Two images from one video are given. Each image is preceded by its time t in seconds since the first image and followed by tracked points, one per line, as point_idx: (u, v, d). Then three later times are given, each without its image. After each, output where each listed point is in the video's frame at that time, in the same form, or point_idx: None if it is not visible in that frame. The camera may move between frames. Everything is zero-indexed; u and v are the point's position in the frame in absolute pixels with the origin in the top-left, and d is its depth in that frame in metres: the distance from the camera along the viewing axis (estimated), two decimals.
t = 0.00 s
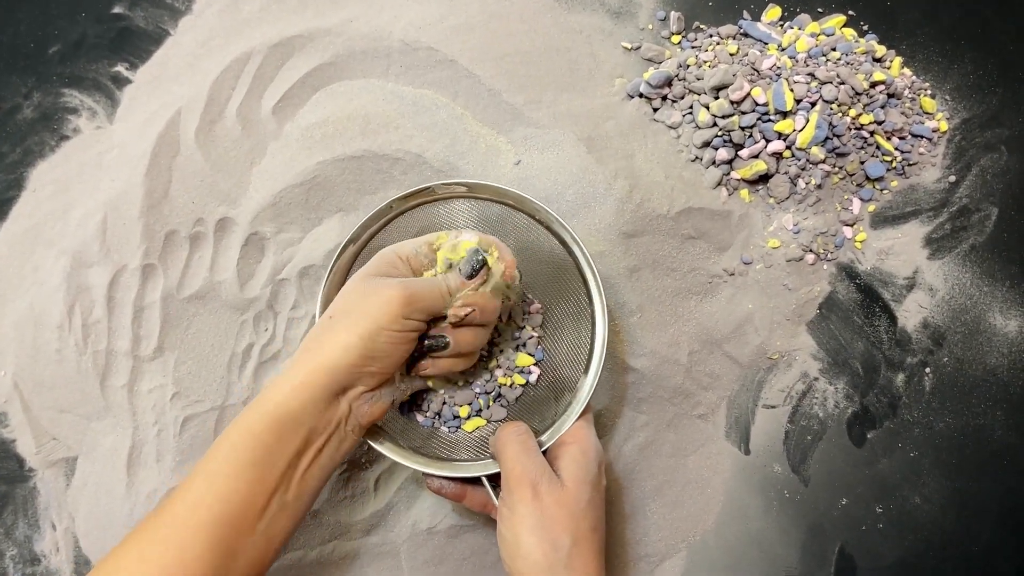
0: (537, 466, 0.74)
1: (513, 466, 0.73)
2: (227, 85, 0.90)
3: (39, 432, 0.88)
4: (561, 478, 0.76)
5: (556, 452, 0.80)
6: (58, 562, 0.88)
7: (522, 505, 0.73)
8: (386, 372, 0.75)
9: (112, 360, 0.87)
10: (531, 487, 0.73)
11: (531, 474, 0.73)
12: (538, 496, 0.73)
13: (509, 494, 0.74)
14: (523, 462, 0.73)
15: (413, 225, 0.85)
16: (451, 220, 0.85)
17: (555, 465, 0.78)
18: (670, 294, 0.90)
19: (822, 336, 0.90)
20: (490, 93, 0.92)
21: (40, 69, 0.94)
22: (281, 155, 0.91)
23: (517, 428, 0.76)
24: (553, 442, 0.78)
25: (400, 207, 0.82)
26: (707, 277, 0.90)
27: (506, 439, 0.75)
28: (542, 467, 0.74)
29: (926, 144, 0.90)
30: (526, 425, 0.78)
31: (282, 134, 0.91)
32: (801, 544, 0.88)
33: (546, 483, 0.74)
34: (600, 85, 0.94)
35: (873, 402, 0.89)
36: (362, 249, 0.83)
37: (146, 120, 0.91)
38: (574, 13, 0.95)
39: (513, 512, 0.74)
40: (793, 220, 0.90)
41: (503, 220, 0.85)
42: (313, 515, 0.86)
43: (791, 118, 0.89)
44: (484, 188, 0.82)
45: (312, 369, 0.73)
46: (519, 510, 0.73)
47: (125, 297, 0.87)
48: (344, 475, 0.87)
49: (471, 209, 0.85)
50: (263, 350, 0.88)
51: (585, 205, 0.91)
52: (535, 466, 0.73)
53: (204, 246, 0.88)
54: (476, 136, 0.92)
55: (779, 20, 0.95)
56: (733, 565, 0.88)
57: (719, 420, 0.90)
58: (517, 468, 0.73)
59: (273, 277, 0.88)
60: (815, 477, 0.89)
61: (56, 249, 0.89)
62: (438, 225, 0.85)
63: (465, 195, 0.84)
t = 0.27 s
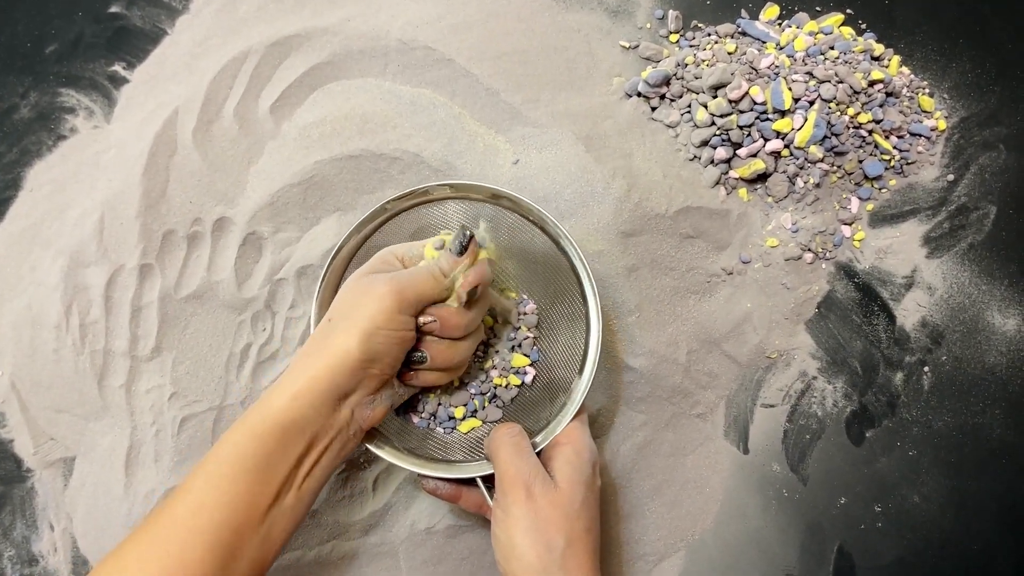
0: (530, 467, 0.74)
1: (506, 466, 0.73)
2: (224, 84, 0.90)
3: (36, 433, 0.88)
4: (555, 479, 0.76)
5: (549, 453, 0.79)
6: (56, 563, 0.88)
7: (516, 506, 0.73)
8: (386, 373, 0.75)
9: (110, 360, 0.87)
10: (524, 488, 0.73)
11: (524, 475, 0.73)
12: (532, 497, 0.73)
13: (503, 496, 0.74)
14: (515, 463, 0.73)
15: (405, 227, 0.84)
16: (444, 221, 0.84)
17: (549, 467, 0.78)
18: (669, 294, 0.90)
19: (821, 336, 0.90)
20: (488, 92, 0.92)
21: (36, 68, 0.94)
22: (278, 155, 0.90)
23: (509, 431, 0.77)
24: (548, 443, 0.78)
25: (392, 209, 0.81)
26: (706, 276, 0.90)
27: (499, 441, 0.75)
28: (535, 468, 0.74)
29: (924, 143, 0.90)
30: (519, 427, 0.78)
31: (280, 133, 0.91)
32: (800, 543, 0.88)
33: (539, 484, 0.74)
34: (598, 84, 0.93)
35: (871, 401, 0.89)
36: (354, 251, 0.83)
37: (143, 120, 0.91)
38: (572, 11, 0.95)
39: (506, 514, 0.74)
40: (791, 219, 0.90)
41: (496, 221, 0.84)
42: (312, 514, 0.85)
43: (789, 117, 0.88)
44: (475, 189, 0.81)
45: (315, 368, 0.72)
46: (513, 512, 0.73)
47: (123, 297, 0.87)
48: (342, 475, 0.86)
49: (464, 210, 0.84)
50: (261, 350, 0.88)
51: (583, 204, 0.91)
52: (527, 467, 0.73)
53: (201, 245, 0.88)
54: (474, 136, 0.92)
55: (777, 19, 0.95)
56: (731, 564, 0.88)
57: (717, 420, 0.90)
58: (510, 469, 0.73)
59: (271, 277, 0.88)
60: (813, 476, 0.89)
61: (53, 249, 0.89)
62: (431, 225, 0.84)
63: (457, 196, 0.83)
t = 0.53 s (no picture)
0: (532, 463, 0.73)
1: (508, 462, 0.73)
2: (222, 82, 0.90)
3: (34, 433, 0.87)
4: (556, 475, 0.76)
5: (550, 448, 0.79)
6: (53, 563, 0.87)
7: (517, 504, 0.73)
8: (362, 385, 0.74)
9: (108, 359, 0.86)
10: (526, 485, 0.73)
11: (525, 472, 0.73)
12: (534, 493, 0.73)
13: (504, 493, 0.74)
14: (517, 460, 0.73)
15: (403, 217, 0.84)
16: (443, 212, 0.84)
17: (551, 462, 0.78)
18: (669, 292, 0.89)
19: (821, 334, 0.89)
20: (487, 89, 0.92)
21: (33, 66, 0.94)
22: (277, 153, 0.90)
23: (511, 426, 0.76)
24: (547, 439, 0.77)
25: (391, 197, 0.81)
26: (706, 274, 0.90)
27: (500, 436, 0.74)
28: (537, 464, 0.73)
29: (925, 140, 0.90)
30: (519, 421, 0.78)
31: (278, 131, 0.91)
32: (801, 542, 0.88)
33: (541, 481, 0.73)
34: (597, 82, 0.93)
35: (872, 399, 0.89)
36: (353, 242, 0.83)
37: (141, 118, 0.91)
38: (571, 9, 0.95)
39: (508, 512, 0.73)
40: (792, 216, 0.90)
41: (496, 212, 0.84)
42: (311, 514, 0.85)
43: (790, 115, 0.88)
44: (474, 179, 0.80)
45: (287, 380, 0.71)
46: (514, 509, 0.73)
47: (120, 296, 0.87)
48: (341, 474, 0.86)
49: (463, 200, 0.84)
50: (259, 349, 0.87)
51: (583, 202, 0.90)
52: (529, 464, 0.73)
53: (199, 244, 0.88)
54: (473, 134, 0.92)
55: (778, 16, 0.95)
56: (732, 564, 0.87)
57: (718, 418, 0.89)
58: (511, 465, 0.72)
59: (269, 276, 0.88)
60: (814, 475, 0.89)
61: (51, 248, 0.89)
62: (430, 216, 0.84)
63: (456, 185, 0.82)
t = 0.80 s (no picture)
0: (527, 468, 0.73)
1: (503, 467, 0.72)
2: (220, 83, 0.90)
3: (32, 434, 0.87)
4: (553, 479, 0.76)
5: (547, 452, 0.79)
6: (51, 565, 0.87)
7: (513, 508, 0.73)
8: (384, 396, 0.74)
9: (106, 361, 0.86)
10: (521, 490, 0.73)
11: (520, 477, 0.73)
12: (529, 498, 0.73)
13: (500, 498, 0.74)
14: (513, 465, 0.72)
15: (399, 220, 0.84)
16: (439, 215, 0.84)
17: (547, 465, 0.77)
18: (668, 293, 0.89)
19: (820, 335, 0.89)
20: (485, 90, 0.92)
21: (31, 67, 0.94)
22: (275, 154, 0.90)
23: (506, 430, 0.75)
24: (543, 443, 0.77)
25: (388, 200, 0.81)
26: (704, 275, 0.90)
27: (495, 441, 0.74)
28: (532, 469, 0.73)
29: (923, 141, 0.90)
30: (515, 426, 0.77)
31: (276, 132, 0.91)
32: (800, 543, 0.88)
33: (536, 486, 0.73)
34: (595, 83, 0.93)
35: (871, 400, 0.89)
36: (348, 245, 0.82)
37: (138, 119, 0.91)
38: (569, 9, 0.95)
39: (503, 516, 0.73)
40: (790, 217, 0.90)
41: (492, 215, 0.84)
42: (309, 516, 0.85)
43: (789, 115, 0.88)
44: (471, 182, 0.80)
45: (303, 390, 0.71)
46: (510, 514, 0.73)
47: (118, 297, 0.86)
48: (340, 475, 0.86)
49: (459, 203, 0.84)
50: (257, 350, 0.87)
51: (581, 203, 0.90)
52: (524, 469, 0.72)
53: (197, 245, 0.88)
54: (471, 134, 0.91)
55: (776, 17, 0.95)
56: (731, 565, 0.88)
57: (717, 419, 0.89)
58: (506, 470, 0.72)
59: (267, 277, 0.88)
60: (813, 476, 0.89)
61: (48, 249, 0.89)
62: (425, 219, 0.84)
63: (453, 188, 0.83)
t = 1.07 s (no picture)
0: (522, 469, 0.73)
1: (497, 468, 0.72)
2: (218, 83, 0.90)
3: (30, 435, 0.87)
4: (549, 481, 0.76)
5: (543, 453, 0.79)
6: (49, 566, 0.87)
7: (508, 509, 0.73)
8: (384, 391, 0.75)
9: (104, 361, 0.86)
10: (517, 491, 0.73)
11: (516, 478, 0.73)
12: (524, 499, 0.73)
13: (495, 499, 0.73)
14: (508, 465, 0.73)
15: (398, 222, 0.84)
16: (437, 216, 0.84)
17: (543, 467, 0.77)
18: (666, 293, 0.89)
19: (819, 335, 0.89)
20: (483, 90, 0.92)
21: (28, 67, 0.94)
22: (273, 155, 0.90)
23: (502, 431, 0.76)
24: (539, 444, 0.77)
25: (386, 203, 0.81)
26: (703, 276, 0.90)
27: (490, 442, 0.74)
28: (528, 470, 0.73)
29: (922, 142, 0.90)
30: (512, 428, 0.77)
31: (274, 132, 0.90)
32: (798, 544, 0.88)
33: (533, 486, 0.73)
34: (594, 83, 0.93)
35: (869, 401, 0.88)
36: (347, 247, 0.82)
37: (136, 120, 0.90)
38: (568, 10, 0.95)
39: (499, 517, 0.73)
40: (789, 218, 0.90)
41: (491, 216, 0.83)
42: (307, 517, 0.85)
43: (787, 116, 0.88)
44: (468, 184, 0.80)
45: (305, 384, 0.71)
46: (505, 515, 0.73)
47: (116, 298, 0.86)
48: (338, 476, 0.86)
49: (457, 204, 0.84)
50: (256, 351, 0.87)
51: (580, 203, 0.90)
52: (520, 469, 0.73)
53: (195, 245, 0.88)
54: (469, 135, 0.91)
55: (775, 17, 0.95)
56: (729, 566, 0.87)
57: (715, 420, 0.89)
58: (501, 471, 0.72)
59: (266, 278, 0.88)
60: (811, 476, 0.89)
61: (46, 250, 0.88)
62: (424, 221, 0.84)
63: (450, 190, 0.82)
